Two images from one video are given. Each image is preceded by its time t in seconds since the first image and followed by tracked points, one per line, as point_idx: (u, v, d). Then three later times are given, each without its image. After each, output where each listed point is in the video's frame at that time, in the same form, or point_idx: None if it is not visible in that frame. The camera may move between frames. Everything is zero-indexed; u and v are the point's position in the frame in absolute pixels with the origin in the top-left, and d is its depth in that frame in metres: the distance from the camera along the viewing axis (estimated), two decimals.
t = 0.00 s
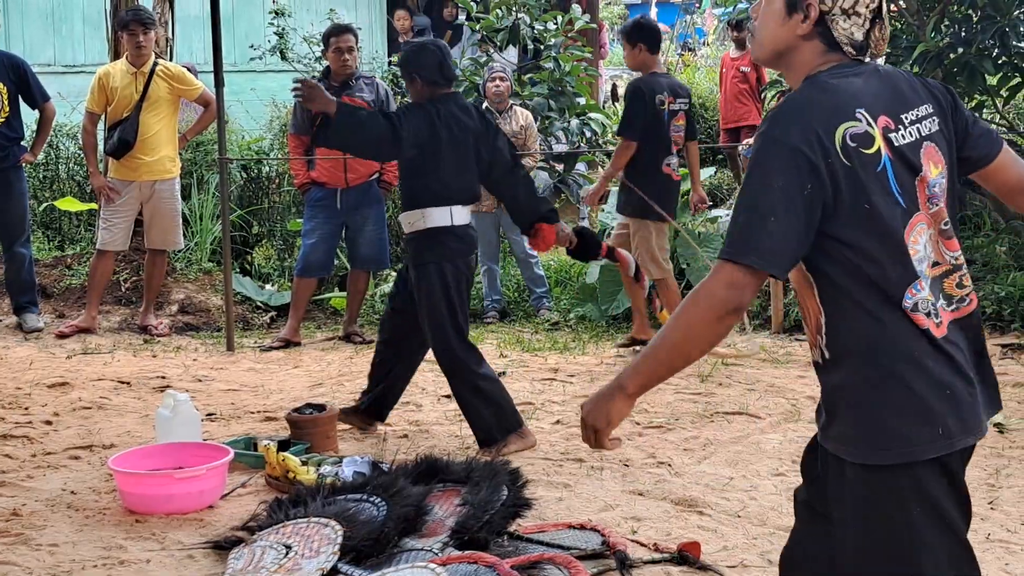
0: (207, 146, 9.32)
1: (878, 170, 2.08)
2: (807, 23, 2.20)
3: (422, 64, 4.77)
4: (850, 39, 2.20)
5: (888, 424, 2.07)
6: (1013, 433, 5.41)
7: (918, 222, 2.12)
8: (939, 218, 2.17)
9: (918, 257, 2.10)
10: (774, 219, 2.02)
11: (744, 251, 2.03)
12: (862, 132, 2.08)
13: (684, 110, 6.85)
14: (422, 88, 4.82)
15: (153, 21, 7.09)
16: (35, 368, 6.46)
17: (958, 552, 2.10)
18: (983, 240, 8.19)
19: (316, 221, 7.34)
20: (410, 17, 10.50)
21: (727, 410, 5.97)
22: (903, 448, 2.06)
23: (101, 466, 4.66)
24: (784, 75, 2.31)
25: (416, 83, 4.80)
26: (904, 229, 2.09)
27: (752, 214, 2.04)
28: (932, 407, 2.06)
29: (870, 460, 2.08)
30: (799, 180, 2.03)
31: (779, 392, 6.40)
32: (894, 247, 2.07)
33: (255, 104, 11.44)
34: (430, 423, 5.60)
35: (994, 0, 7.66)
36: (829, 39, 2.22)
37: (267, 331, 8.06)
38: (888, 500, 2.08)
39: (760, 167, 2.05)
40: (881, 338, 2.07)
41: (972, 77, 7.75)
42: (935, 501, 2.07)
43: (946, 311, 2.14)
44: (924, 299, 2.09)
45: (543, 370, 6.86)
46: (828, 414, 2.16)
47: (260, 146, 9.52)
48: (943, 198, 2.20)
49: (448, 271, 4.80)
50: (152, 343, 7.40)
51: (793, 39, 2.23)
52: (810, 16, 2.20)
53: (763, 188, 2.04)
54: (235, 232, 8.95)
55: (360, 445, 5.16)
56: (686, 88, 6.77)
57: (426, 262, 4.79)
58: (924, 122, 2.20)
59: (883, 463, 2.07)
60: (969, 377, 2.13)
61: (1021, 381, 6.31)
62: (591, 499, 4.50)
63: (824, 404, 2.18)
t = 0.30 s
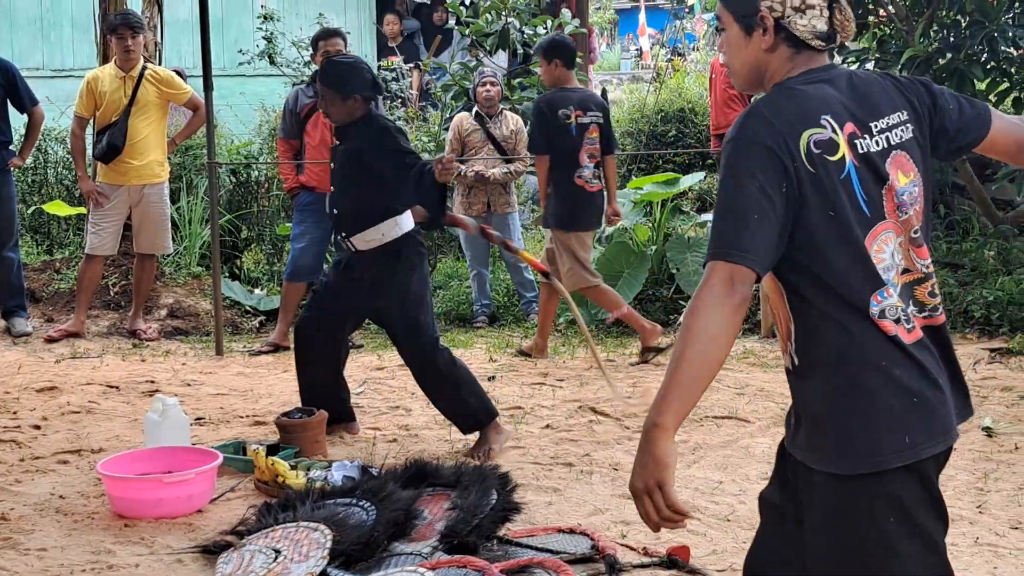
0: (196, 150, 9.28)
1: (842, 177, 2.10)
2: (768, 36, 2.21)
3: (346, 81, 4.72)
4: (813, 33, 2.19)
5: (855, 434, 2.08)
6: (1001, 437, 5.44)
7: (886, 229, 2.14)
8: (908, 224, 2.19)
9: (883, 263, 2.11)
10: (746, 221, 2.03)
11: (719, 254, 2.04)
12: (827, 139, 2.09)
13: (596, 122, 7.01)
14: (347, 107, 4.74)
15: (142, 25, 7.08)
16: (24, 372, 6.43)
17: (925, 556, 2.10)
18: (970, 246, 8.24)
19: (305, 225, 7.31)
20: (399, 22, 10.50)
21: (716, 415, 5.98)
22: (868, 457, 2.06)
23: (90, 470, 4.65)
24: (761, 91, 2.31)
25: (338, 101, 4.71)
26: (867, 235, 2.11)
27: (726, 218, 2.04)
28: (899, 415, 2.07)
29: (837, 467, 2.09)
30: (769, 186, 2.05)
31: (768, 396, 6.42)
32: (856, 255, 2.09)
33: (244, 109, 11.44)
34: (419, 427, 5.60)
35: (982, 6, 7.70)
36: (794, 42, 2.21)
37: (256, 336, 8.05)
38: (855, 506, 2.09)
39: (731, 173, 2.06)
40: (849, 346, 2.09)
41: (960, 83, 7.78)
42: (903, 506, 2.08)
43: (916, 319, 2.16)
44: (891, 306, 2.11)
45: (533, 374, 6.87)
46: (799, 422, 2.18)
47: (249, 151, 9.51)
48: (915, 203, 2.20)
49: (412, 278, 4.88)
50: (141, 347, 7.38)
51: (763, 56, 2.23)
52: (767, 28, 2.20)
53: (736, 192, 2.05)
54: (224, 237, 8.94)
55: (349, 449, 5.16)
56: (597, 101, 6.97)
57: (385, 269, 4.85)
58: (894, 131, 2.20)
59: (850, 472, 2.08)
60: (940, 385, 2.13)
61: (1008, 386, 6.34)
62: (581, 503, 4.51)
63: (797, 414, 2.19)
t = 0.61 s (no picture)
0: (177, 155, 9.25)
1: (775, 183, 2.17)
2: (667, 50, 2.20)
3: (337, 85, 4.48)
4: (711, 43, 2.20)
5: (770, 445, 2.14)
6: (982, 441, 5.48)
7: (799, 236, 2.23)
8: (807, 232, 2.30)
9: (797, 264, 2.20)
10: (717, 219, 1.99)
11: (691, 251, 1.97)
12: (762, 145, 2.15)
13: (514, 111, 7.00)
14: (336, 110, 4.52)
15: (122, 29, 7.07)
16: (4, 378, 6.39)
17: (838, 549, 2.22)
18: (952, 250, 8.29)
19: (287, 229, 7.23)
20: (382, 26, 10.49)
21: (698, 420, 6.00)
22: (792, 467, 2.13)
23: (70, 476, 4.62)
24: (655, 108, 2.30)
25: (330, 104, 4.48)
26: (790, 237, 2.19)
27: (692, 218, 1.99)
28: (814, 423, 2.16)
29: (752, 480, 2.15)
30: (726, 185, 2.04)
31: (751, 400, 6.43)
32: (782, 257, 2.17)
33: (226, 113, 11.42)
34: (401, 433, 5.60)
35: (963, 11, 7.77)
36: (693, 55, 2.21)
37: (238, 341, 8.01)
38: (764, 512, 2.16)
39: (691, 175, 2.03)
40: (770, 358, 2.14)
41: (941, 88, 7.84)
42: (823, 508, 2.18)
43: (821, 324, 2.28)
44: (807, 313, 2.20)
45: (516, 379, 6.88)
46: (707, 438, 2.21)
47: (231, 155, 9.47)
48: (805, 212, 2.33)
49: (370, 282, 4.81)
50: (123, 353, 7.34)
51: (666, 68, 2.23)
52: (666, 44, 2.19)
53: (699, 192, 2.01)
54: (205, 242, 8.90)
55: (331, 455, 5.15)
56: (514, 92, 6.98)
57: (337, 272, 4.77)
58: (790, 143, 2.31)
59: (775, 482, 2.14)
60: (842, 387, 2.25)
61: (989, 390, 6.39)
62: (563, 508, 4.52)
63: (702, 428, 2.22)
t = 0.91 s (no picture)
0: (163, 157, 9.22)
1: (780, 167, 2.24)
2: (639, 40, 2.14)
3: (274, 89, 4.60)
4: (679, 20, 2.14)
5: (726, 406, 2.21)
6: (968, 443, 5.52)
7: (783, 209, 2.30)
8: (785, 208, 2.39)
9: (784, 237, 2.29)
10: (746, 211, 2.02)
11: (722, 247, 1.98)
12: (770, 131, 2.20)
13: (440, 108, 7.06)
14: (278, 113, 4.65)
15: (107, 31, 7.06)
16: None
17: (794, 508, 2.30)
18: (939, 253, 8.34)
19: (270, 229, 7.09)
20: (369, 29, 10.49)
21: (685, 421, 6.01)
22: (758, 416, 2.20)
23: (55, 478, 4.60)
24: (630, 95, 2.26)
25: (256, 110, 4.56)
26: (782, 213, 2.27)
27: (725, 211, 2.00)
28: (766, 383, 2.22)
29: (716, 436, 2.21)
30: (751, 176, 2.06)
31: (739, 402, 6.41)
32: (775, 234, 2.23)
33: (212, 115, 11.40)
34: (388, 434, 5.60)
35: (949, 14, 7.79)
36: (665, 35, 2.16)
37: (224, 344, 7.99)
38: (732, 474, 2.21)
39: (723, 167, 2.03)
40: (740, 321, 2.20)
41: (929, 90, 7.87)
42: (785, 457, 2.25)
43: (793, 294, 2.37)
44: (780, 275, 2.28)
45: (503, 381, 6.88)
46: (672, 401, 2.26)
47: (217, 158, 9.46)
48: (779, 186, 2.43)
49: (348, 278, 4.81)
50: (108, 355, 7.32)
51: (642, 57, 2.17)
52: (638, 36, 2.13)
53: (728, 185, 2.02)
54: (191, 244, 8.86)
55: (317, 457, 5.15)
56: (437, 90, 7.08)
57: (316, 269, 4.76)
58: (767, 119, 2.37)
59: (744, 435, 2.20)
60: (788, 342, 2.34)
61: (975, 391, 6.43)
62: (549, 510, 4.53)
63: (667, 392, 2.28)
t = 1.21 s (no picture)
0: (155, 160, 9.13)
1: (742, 222, 1.97)
2: (611, 145, 2.01)
3: (259, 87, 4.59)
4: (637, 107, 2.02)
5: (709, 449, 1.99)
6: (959, 445, 5.54)
7: (773, 250, 2.04)
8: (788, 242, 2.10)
9: (769, 290, 2.02)
10: (644, 318, 1.83)
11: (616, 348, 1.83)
12: (715, 191, 1.94)
13: (401, 112, 7.34)
14: (269, 109, 4.66)
15: (96, 35, 7.04)
16: None
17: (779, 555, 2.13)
18: (931, 256, 8.40)
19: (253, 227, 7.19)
20: (361, 31, 10.51)
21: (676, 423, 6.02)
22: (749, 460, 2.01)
23: (45, 482, 4.59)
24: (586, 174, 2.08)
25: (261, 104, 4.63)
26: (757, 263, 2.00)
27: (618, 320, 1.82)
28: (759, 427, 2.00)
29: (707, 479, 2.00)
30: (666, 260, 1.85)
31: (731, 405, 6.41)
32: (736, 293, 1.98)
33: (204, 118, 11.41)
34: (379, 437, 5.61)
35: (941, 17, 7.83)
36: (627, 121, 2.01)
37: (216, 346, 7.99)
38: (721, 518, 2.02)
39: (627, 267, 1.83)
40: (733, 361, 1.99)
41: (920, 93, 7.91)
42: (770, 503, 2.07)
43: (798, 335, 2.12)
44: (763, 328, 2.01)
45: (495, 384, 6.89)
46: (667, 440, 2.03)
47: (209, 160, 9.46)
48: (788, 213, 2.14)
49: (355, 269, 4.79)
50: (100, 358, 7.31)
51: (621, 162, 2.05)
52: (596, 119, 1.98)
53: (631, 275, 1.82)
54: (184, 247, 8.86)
55: (308, 460, 5.15)
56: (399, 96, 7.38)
57: (323, 259, 4.75)
58: (752, 148, 2.11)
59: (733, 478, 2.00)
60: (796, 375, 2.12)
61: (966, 394, 6.46)
62: (540, 513, 4.54)
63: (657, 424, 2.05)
